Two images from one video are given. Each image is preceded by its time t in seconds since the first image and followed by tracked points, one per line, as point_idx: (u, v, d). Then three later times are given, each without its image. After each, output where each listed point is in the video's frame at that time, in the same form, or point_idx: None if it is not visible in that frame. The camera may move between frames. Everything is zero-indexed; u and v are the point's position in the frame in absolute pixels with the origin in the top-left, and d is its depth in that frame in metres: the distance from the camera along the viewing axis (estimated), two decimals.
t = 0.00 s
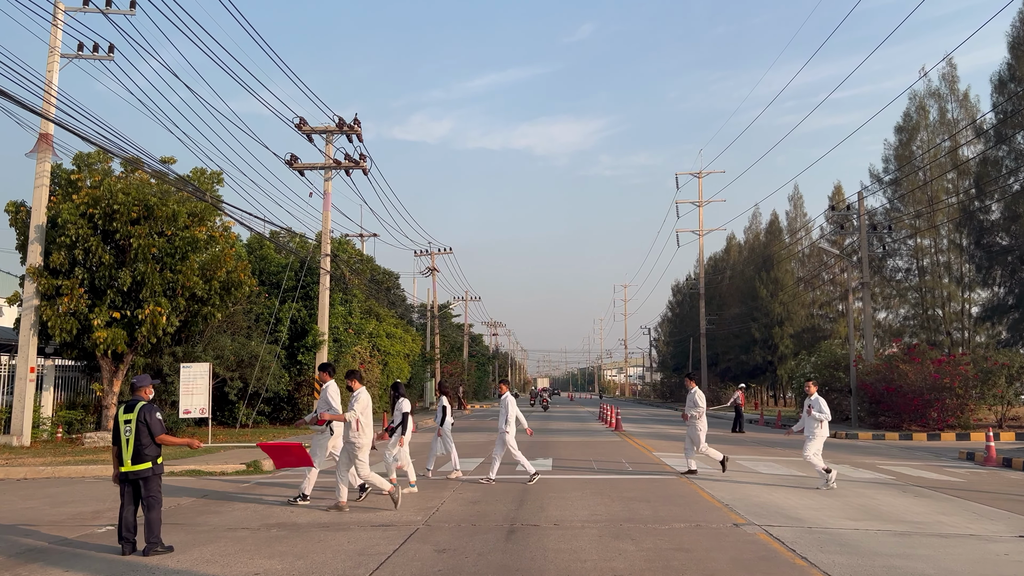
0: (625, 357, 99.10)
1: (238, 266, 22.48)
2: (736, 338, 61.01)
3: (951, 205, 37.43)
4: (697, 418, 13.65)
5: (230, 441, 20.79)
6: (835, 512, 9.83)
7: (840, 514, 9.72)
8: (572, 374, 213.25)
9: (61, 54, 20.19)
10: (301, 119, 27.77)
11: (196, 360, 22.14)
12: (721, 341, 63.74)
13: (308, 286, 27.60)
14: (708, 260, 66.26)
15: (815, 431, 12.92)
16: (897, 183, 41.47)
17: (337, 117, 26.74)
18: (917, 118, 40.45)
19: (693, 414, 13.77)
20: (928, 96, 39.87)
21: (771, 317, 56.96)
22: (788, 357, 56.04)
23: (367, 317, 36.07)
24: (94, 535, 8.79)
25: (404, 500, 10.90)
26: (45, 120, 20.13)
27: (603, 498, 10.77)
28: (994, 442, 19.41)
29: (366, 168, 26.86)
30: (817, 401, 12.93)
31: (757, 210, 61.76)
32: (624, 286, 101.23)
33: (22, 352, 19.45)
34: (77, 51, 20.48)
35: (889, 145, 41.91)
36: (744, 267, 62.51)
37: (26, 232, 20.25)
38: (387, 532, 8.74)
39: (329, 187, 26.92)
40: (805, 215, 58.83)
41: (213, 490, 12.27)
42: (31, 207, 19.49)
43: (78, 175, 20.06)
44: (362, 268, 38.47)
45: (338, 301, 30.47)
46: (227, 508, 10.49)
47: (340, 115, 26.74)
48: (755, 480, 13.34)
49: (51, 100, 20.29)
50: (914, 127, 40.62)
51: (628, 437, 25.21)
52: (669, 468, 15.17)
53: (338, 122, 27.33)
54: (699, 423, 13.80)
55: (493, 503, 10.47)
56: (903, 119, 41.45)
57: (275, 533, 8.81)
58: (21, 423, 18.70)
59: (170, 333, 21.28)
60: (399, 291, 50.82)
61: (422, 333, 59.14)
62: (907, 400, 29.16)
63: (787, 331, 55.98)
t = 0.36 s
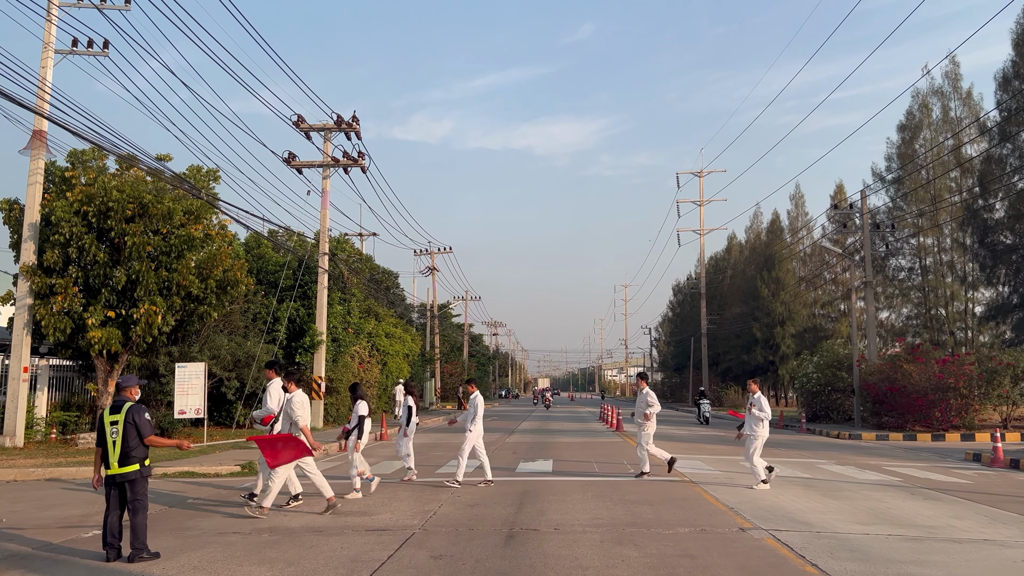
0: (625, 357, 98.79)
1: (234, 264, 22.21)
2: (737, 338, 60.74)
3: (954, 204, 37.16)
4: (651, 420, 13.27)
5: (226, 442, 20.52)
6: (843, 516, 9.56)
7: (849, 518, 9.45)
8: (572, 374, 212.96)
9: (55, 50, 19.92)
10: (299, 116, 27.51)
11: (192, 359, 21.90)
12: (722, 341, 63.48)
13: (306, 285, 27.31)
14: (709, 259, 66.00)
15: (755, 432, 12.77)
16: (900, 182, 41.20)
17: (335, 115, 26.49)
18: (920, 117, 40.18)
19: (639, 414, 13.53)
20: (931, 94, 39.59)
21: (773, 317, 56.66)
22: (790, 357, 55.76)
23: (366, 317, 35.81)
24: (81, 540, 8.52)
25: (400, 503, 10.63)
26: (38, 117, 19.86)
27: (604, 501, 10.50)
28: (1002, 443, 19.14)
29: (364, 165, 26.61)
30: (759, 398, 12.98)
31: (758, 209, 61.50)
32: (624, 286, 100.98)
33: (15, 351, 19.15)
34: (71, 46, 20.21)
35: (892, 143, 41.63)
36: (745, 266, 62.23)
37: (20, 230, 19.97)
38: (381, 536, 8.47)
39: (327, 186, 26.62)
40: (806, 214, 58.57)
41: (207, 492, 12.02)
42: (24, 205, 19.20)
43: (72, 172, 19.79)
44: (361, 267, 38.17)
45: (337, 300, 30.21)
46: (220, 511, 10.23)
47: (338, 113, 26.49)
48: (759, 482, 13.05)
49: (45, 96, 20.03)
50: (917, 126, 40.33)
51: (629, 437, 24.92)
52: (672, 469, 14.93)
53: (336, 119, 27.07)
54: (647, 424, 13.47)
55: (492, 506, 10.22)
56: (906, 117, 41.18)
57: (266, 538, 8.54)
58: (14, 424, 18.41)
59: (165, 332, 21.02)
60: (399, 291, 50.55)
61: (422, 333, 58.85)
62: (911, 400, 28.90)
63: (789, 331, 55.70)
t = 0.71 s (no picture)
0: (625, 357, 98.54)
1: (231, 263, 21.99)
2: (738, 338, 60.49)
3: (957, 202, 36.92)
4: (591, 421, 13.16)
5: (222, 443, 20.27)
6: (850, 519, 9.32)
7: (856, 521, 9.21)
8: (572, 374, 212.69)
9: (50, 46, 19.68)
10: (297, 114, 27.29)
11: (189, 359, 21.68)
12: (723, 341, 63.24)
13: (304, 284, 27.09)
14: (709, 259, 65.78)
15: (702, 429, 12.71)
16: (902, 181, 40.96)
17: (333, 112, 26.27)
18: (922, 115, 39.95)
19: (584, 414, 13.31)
20: (933, 92, 39.34)
21: (774, 316, 56.40)
22: (791, 357, 55.51)
23: (364, 316, 35.59)
24: (68, 544, 8.28)
25: (397, 505, 10.38)
26: (32, 113, 19.63)
27: (606, 504, 10.25)
28: (1008, 443, 18.92)
29: (363, 163, 26.39)
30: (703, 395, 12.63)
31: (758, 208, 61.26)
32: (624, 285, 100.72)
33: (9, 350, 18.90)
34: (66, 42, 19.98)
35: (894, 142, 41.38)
36: (746, 266, 61.98)
37: (14, 228, 19.73)
38: (377, 541, 8.24)
39: (326, 184, 26.39)
40: (807, 214, 58.32)
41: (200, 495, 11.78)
42: (18, 202, 18.95)
43: (67, 170, 19.56)
44: (360, 266, 37.94)
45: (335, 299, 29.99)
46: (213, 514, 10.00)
47: (336, 110, 26.26)
48: (763, 484, 12.81)
49: (40, 93, 19.79)
50: (919, 124, 40.08)
51: (630, 438, 24.70)
52: (673, 469, 14.71)
53: (335, 117, 26.85)
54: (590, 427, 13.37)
55: (491, 509, 9.98)
56: (908, 115, 40.94)
57: (258, 541, 8.31)
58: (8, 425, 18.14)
59: (161, 331, 20.80)
60: (398, 291, 50.33)
61: (421, 333, 58.56)
62: (914, 400, 28.67)
63: (790, 330, 55.44)
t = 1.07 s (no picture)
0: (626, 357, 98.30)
1: (229, 262, 21.81)
2: (739, 338, 60.27)
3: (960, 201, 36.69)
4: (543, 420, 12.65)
5: (221, 443, 20.09)
6: (857, 521, 9.11)
7: (863, 524, 9.01)
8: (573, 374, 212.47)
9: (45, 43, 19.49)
10: (296, 112, 27.10)
11: (186, 358, 21.50)
12: (724, 341, 63.04)
13: (302, 283, 26.94)
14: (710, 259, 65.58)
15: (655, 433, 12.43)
16: (904, 180, 40.75)
17: (332, 110, 26.07)
18: (924, 114, 39.73)
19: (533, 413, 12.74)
20: (936, 91, 39.11)
21: (775, 316, 56.17)
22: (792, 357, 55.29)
23: (363, 316, 35.40)
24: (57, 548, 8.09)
25: (394, 507, 10.19)
26: (28, 111, 19.43)
27: (607, 506, 10.06)
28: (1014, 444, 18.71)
29: (362, 161, 26.20)
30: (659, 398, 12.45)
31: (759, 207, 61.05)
32: (624, 285, 100.47)
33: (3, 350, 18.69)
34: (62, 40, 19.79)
35: (896, 140, 41.18)
36: (747, 265, 61.76)
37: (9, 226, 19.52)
38: (373, 544, 8.05)
39: (324, 182, 26.20)
40: (808, 213, 58.09)
41: (194, 497, 11.58)
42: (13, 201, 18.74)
43: (62, 168, 19.38)
44: (359, 265, 37.74)
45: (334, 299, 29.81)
46: (207, 516, 9.81)
47: (335, 108, 26.07)
48: (767, 485, 12.61)
49: (35, 90, 19.60)
50: (921, 123, 39.87)
51: (631, 438, 24.50)
52: (676, 471, 14.52)
53: (333, 115, 26.65)
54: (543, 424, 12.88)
55: (490, 511, 9.78)
56: (910, 114, 40.73)
57: (251, 545, 8.12)
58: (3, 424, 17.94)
59: (158, 331, 20.63)
60: (398, 290, 50.11)
61: (421, 333, 58.32)
62: (917, 400, 28.48)
63: (791, 330, 55.22)
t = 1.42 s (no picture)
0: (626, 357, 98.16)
1: (227, 261, 21.67)
2: (741, 338, 60.06)
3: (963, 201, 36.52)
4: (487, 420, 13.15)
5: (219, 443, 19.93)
6: (863, 524, 8.96)
7: (869, 526, 8.85)
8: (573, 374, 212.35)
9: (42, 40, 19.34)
10: (295, 110, 26.95)
11: (183, 358, 21.37)
12: (725, 341, 62.88)
13: (301, 283, 26.81)
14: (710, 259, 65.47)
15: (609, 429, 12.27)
16: (906, 179, 40.59)
17: (331, 108, 25.93)
18: (926, 112, 39.56)
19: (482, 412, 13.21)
20: (937, 89, 38.94)
21: (776, 316, 55.99)
22: (793, 357, 55.13)
23: (363, 316, 35.26)
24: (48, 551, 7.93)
25: (392, 509, 10.03)
26: (24, 109, 19.27)
27: (608, 508, 9.91)
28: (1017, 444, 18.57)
29: (361, 160, 26.04)
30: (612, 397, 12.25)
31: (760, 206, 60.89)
32: (625, 286, 100.27)
33: None
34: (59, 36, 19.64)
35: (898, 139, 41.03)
36: (748, 265, 61.60)
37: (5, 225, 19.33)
38: (370, 547, 7.90)
39: (323, 180, 26.05)
40: (809, 212, 57.94)
41: (191, 498, 11.43)
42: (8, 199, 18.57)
43: (59, 166, 19.24)
44: (359, 264, 37.63)
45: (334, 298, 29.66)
46: (202, 519, 9.66)
47: (333, 106, 25.92)
48: (769, 487, 12.45)
49: (32, 88, 19.44)
50: (923, 122, 39.73)
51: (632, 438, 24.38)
52: (676, 471, 14.36)
53: (332, 113, 26.50)
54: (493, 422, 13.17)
55: (490, 513, 9.63)
56: (912, 113, 40.57)
57: (245, 548, 7.96)
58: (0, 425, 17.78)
59: (155, 331, 20.49)
60: (398, 290, 49.96)
61: (421, 334, 58.16)
62: (920, 400, 28.30)
63: (792, 330, 55.04)
